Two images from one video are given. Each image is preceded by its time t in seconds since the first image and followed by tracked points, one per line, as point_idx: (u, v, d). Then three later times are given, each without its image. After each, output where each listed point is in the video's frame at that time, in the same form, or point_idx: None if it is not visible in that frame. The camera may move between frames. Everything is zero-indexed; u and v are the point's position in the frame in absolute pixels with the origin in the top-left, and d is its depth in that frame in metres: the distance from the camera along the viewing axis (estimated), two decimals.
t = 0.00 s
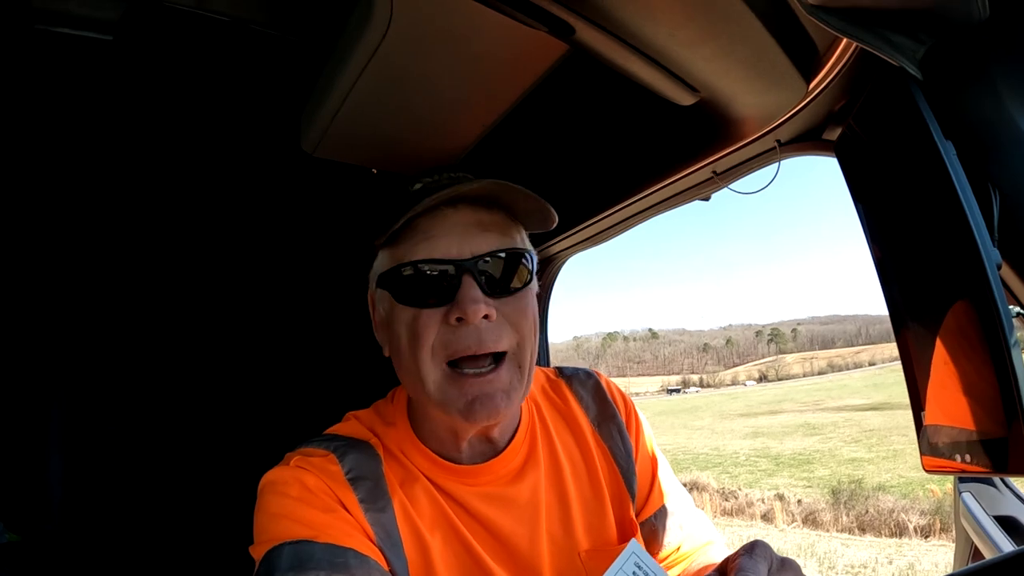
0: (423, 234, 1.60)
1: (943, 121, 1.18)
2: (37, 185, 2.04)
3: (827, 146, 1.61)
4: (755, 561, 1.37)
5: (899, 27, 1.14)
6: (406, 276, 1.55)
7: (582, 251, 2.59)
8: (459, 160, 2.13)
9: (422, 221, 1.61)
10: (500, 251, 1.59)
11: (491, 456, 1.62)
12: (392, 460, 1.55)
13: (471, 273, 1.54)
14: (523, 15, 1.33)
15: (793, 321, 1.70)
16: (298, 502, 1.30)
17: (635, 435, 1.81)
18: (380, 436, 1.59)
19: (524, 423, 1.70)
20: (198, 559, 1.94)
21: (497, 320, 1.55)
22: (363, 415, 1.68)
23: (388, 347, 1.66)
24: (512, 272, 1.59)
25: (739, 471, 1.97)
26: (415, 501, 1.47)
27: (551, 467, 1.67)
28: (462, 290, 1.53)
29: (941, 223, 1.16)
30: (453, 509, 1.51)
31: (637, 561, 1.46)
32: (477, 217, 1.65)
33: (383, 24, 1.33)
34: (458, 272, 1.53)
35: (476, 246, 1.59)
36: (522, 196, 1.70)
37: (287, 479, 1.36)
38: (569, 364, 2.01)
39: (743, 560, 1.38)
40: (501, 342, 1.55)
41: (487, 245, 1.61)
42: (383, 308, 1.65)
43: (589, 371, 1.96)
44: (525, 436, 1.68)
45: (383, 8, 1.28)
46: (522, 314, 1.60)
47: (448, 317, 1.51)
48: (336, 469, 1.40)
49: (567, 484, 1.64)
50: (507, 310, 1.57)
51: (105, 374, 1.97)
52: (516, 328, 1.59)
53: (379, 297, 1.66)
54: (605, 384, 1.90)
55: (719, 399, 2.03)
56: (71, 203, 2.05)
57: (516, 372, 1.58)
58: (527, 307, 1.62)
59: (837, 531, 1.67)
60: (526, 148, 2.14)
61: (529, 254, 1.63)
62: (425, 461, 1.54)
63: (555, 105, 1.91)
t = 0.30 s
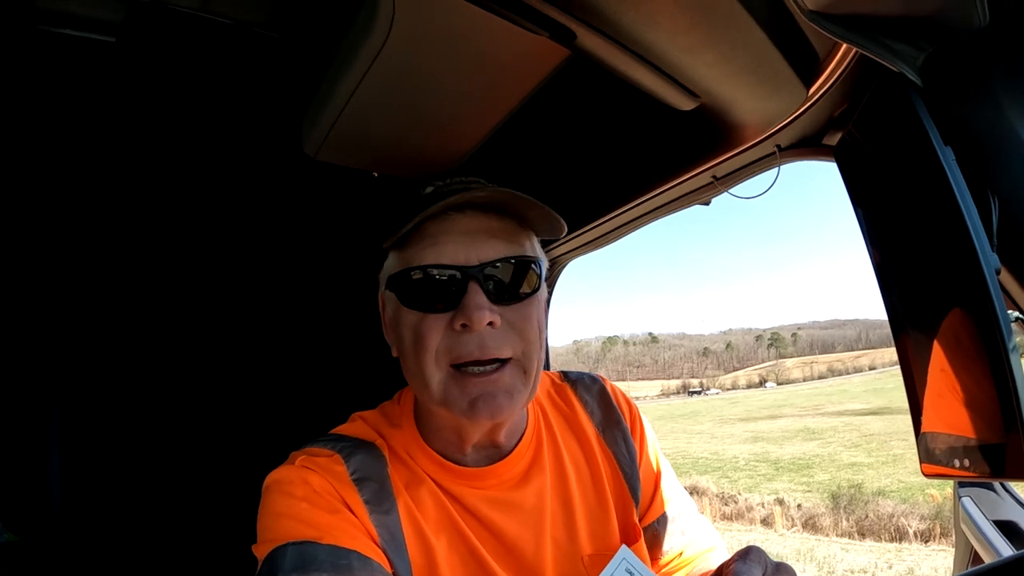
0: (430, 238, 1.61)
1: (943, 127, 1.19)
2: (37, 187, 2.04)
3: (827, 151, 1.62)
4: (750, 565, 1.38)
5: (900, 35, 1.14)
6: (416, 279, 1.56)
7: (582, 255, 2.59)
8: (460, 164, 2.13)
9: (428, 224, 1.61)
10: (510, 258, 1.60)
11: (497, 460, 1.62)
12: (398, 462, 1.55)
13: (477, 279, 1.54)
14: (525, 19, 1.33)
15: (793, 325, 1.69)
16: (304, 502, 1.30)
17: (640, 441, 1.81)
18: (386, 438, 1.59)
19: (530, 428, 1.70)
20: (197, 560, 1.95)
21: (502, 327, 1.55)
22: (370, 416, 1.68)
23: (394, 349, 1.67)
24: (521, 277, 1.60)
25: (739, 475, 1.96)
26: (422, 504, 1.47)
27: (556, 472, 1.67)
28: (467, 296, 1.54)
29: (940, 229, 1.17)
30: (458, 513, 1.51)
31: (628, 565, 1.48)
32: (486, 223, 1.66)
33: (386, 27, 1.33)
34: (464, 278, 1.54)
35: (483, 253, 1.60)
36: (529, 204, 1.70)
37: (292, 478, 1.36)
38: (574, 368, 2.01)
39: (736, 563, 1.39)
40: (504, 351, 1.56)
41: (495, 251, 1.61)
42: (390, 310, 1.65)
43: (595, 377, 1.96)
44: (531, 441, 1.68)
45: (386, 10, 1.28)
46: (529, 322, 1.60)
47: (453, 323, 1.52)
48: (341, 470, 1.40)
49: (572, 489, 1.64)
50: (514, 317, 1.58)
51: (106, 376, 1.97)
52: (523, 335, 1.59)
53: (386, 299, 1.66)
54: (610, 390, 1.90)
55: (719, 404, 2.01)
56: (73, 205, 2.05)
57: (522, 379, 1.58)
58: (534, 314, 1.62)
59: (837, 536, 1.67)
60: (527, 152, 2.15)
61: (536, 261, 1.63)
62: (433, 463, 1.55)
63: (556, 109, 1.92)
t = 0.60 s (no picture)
0: (450, 236, 1.60)
1: (946, 126, 1.19)
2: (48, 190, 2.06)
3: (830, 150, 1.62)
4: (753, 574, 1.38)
5: (903, 33, 1.13)
6: (429, 279, 1.56)
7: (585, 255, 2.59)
8: (462, 164, 2.13)
9: (449, 222, 1.60)
10: (521, 256, 1.60)
11: (501, 460, 1.62)
12: (401, 462, 1.55)
13: (504, 275, 1.56)
14: (525, 19, 1.32)
15: (796, 325, 1.67)
16: (307, 503, 1.30)
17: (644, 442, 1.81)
18: (390, 437, 1.59)
19: (534, 428, 1.70)
20: (202, 559, 1.96)
21: (527, 323, 1.57)
22: (372, 416, 1.67)
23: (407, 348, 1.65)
24: (532, 275, 1.59)
25: (743, 476, 1.99)
26: (424, 504, 1.47)
27: (559, 472, 1.67)
28: (495, 292, 1.55)
29: (944, 228, 1.16)
30: (461, 512, 1.51)
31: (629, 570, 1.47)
32: (505, 221, 1.67)
33: (387, 26, 1.33)
34: (491, 275, 1.55)
35: (506, 250, 1.61)
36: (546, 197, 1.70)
37: (296, 478, 1.36)
38: (575, 368, 2.00)
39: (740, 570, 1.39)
40: (530, 346, 1.57)
41: (515, 249, 1.63)
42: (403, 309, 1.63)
43: (598, 376, 1.95)
44: (534, 441, 1.68)
45: (387, 9, 1.28)
46: (549, 318, 1.62)
47: (482, 318, 1.52)
48: (345, 470, 1.40)
49: (575, 490, 1.64)
50: (538, 313, 1.60)
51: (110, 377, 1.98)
52: (545, 331, 1.61)
53: (399, 298, 1.64)
54: (613, 390, 1.89)
55: (723, 404, 2.00)
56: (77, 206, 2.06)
57: (545, 374, 1.60)
58: (553, 311, 1.65)
59: (840, 536, 1.68)
60: (530, 152, 2.14)
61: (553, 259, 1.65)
62: (436, 464, 1.54)
63: (559, 109, 1.92)
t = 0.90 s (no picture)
0: (478, 231, 1.61)
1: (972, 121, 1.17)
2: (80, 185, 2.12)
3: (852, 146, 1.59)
4: None
5: (926, 29, 1.12)
6: (455, 275, 1.58)
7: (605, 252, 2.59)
8: (483, 160, 2.14)
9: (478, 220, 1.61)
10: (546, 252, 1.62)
11: (518, 457, 1.63)
12: (419, 459, 1.56)
13: (533, 271, 1.57)
14: (547, 14, 1.33)
15: (817, 323, 1.64)
16: (323, 499, 1.32)
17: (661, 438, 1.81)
18: (408, 433, 1.60)
19: (553, 425, 1.70)
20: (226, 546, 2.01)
21: (557, 318, 1.58)
22: (390, 411, 1.69)
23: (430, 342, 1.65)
24: (554, 270, 1.61)
25: (760, 474, 1.90)
26: (441, 502, 1.49)
27: (577, 469, 1.67)
28: (526, 286, 1.56)
29: (969, 226, 1.14)
30: (477, 509, 1.53)
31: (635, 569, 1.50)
32: (532, 216, 1.67)
33: (409, 22, 1.34)
34: (523, 270, 1.56)
35: (535, 245, 1.63)
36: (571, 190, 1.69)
37: (314, 474, 1.38)
38: (593, 364, 1.99)
39: None
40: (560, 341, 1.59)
41: (541, 245, 1.64)
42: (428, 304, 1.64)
43: (615, 374, 1.95)
44: (552, 438, 1.69)
45: (408, 6, 1.29)
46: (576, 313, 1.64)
47: (515, 312, 1.54)
48: (362, 466, 1.43)
49: (592, 487, 1.65)
50: (564, 308, 1.61)
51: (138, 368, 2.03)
52: (571, 326, 1.62)
53: (424, 294, 1.65)
54: (631, 386, 1.89)
55: (740, 401, 1.93)
56: (108, 202, 2.11)
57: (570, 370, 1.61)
58: (575, 308, 1.66)
59: (858, 537, 1.61)
60: (551, 149, 2.15)
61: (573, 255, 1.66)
62: (453, 460, 1.55)
63: (579, 105, 1.92)
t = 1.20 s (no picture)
0: (478, 223, 1.63)
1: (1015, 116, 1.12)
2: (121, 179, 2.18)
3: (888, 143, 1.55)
4: None
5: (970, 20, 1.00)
6: (457, 265, 1.59)
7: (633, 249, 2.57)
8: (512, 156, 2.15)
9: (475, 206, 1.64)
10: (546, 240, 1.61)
11: (543, 453, 1.66)
12: (443, 453, 1.58)
13: (526, 259, 1.57)
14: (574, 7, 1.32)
15: (849, 321, 1.66)
16: (341, 499, 1.34)
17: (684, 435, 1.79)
18: (431, 429, 1.63)
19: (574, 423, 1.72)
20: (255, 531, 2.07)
21: (553, 306, 1.58)
22: (414, 407, 1.71)
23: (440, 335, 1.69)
24: (557, 260, 1.60)
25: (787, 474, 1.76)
26: (458, 497, 1.50)
27: (599, 468, 1.67)
28: (519, 276, 1.56)
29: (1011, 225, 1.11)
30: (497, 504, 1.54)
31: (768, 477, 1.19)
32: (529, 207, 1.67)
33: (431, 20, 1.34)
34: (515, 259, 1.57)
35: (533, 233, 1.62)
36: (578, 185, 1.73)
37: (333, 473, 1.40)
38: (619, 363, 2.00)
39: None
40: (557, 329, 1.58)
41: (541, 232, 1.63)
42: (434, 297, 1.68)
43: (639, 372, 1.94)
44: (575, 437, 1.69)
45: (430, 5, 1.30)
46: (578, 302, 1.63)
47: (506, 301, 1.55)
48: (382, 463, 1.45)
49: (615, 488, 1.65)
50: (563, 297, 1.60)
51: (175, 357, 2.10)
52: (572, 314, 1.61)
53: (431, 287, 1.69)
54: (656, 385, 1.88)
55: (769, 399, 1.93)
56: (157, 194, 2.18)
57: (573, 359, 1.60)
58: (578, 296, 1.65)
59: (886, 540, 1.52)
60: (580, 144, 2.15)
61: (575, 243, 1.64)
62: (476, 454, 1.58)
63: (608, 100, 1.91)
